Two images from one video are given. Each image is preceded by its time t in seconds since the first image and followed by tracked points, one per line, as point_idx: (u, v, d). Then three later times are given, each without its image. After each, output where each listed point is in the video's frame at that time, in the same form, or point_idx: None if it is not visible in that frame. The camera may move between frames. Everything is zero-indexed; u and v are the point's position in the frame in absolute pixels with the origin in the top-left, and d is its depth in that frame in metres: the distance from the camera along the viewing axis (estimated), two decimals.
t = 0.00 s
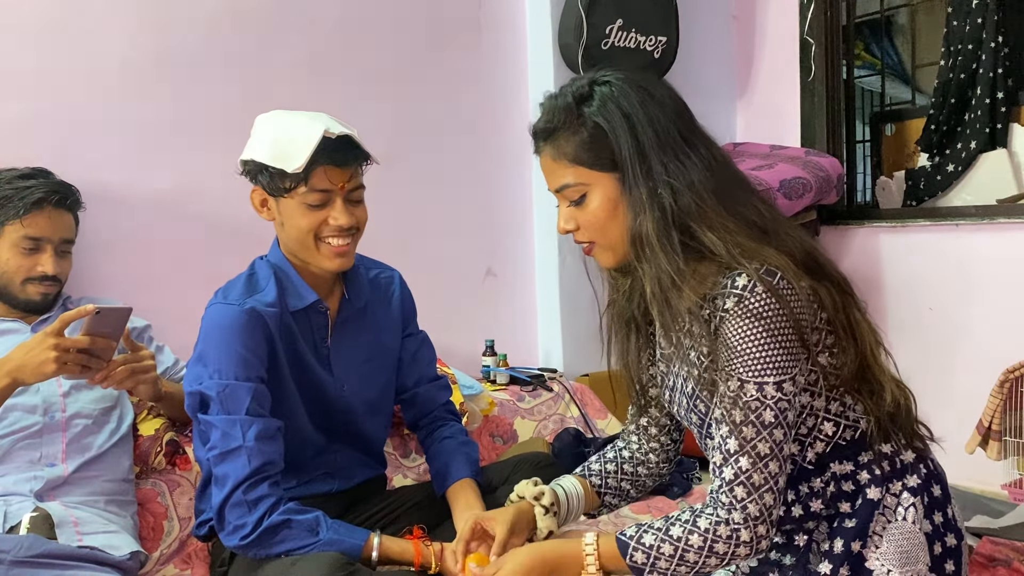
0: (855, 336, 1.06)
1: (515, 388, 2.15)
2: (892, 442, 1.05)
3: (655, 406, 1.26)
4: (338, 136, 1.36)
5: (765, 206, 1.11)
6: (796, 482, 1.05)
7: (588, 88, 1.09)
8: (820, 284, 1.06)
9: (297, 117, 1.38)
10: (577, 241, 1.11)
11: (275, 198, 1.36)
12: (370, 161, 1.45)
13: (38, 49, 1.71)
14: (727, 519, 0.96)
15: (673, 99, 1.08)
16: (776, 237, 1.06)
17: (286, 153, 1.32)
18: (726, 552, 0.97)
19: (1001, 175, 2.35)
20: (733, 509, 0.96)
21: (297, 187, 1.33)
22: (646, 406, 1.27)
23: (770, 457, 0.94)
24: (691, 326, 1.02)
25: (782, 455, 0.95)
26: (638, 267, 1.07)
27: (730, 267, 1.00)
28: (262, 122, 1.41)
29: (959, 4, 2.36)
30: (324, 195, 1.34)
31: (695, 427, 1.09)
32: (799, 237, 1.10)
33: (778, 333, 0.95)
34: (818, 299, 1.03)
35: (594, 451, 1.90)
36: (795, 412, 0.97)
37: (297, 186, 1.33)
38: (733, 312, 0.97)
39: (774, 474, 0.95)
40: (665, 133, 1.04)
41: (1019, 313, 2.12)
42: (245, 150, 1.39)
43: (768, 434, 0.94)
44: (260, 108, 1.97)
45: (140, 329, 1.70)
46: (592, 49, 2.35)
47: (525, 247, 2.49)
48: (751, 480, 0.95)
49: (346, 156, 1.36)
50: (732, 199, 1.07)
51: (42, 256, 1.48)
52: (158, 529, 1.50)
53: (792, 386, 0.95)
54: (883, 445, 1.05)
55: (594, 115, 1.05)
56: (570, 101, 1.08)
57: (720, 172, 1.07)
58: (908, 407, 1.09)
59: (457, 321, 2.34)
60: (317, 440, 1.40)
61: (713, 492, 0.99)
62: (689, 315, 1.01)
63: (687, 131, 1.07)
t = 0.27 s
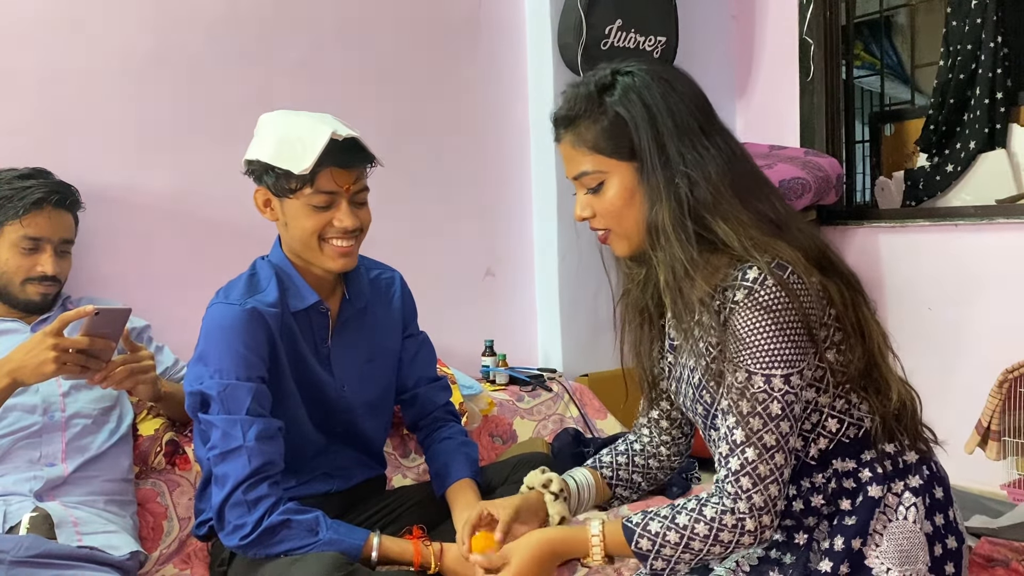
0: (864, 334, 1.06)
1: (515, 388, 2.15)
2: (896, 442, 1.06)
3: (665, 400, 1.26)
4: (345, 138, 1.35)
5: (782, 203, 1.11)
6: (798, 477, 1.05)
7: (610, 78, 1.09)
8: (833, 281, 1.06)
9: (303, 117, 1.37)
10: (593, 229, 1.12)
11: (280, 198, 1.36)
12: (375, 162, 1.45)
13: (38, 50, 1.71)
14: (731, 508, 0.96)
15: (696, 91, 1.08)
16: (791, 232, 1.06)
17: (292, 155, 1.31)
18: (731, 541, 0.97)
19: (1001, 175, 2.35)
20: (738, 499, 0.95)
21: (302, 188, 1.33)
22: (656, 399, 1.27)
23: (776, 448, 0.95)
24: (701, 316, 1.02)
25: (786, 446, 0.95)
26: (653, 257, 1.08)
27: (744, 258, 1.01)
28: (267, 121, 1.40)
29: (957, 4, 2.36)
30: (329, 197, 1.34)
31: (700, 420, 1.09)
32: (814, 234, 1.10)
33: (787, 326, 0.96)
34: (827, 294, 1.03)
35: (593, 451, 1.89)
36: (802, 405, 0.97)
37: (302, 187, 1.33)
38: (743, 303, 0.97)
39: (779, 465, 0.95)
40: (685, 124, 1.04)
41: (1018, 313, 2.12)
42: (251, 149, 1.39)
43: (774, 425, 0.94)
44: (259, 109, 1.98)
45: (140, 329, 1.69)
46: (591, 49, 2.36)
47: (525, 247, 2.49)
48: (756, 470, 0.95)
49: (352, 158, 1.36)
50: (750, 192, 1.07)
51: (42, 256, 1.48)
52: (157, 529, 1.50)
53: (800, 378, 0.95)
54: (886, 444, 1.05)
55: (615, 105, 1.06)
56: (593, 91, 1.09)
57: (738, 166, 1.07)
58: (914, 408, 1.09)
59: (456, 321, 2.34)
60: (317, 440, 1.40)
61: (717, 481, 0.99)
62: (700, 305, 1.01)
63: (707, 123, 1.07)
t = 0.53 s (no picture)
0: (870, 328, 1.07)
1: (515, 388, 2.15)
2: (898, 441, 1.06)
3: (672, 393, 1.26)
4: (351, 139, 1.35)
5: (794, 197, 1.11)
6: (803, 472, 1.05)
7: (630, 66, 1.09)
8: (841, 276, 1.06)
9: (309, 117, 1.37)
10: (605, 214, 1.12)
11: (284, 198, 1.35)
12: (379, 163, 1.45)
13: (38, 49, 1.71)
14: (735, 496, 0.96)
15: (714, 82, 1.08)
16: (802, 225, 1.06)
17: (297, 156, 1.31)
18: (739, 532, 0.97)
19: (1001, 174, 2.34)
20: (745, 488, 0.96)
21: (307, 188, 1.32)
22: (666, 394, 1.27)
23: (782, 437, 0.95)
24: (709, 304, 1.02)
25: (794, 435, 0.96)
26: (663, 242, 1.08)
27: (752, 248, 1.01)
28: (272, 120, 1.40)
29: (957, 4, 2.36)
30: (334, 198, 1.34)
31: (704, 411, 1.09)
32: (824, 229, 1.10)
33: (794, 317, 0.96)
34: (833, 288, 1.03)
35: (594, 450, 1.89)
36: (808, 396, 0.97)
37: (307, 187, 1.33)
38: (750, 292, 0.98)
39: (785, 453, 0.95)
40: (701, 114, 1.04)
41: (1018, 313, 2.12)
42: (255, 147, 1.38)
43: (781, 413, 0.94)
44: (259, 109, 1.97)
45: (139, 329, 1.69)
46: (592, 49, 2.36)
47: (524, 247, 2.49)
48: (763, 459, 0.95)
49: (357, 159, 1.36)
50: (762, 185, 1.07)
51: (41, 256, 1.48)
52: (157, 529, 1.50)
53: (807, 367, 0.95)
54: (888, 443, 1.05)
55: (633, 92, 1.06)
56: (610, 78, 1.09)
57: (751, 158, 1.07)
58: (917, 407, 1.09)
59: (456, 321, 2.34)
60: (318, 441, 1.40)
61: (724, 467, 0.99)
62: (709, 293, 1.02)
63: (724, 114, 1.07)
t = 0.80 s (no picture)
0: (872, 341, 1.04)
1: (515, 387, 2.15)
2: (898, 443, 1.05)
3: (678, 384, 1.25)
4: (357, 140, 1.36)
5: (805, 202, 1.09)
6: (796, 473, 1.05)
7: (663, 51, 1.10)
8: (843, 285, 1.04)
9: (313, 117, 1.37)
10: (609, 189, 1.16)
11: (288, 199, 1.35)
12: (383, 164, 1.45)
13: (38, 49, 1.71)
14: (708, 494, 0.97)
15: (741, 76, 1.08)
16: (807, 232, 1.05)
17: (304, 157, 1.31)
18: (695, 536, 0.97)
19: (1001, 174, 2.35)
20: (703, 488, 0.97)
21: (312, 189, 1.32)
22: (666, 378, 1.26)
23: (749, 440, 0.96)
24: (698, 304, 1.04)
25: (762, 440, 0.97)
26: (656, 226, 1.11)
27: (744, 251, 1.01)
28: (276, 120, 1.40)
29: (957, 4, 2.36)
30: (338, 199, 1.34)
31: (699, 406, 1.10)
32: (833, 238, 1.08)
33: (775, 326, 0.96)
34: (826, 304, 1.00)
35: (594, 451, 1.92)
36: (783, 401, 0.97)
37: (312, 188, 1.33)
38: (736, 294, 0.98)
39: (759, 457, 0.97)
40: (717, 109, 1.05)
41: (1018, 312, 2.12)
42: (259, 148, 1.38)
43: (750, 416, 0.96)
44: (258, 108, 1.97)
45: (138, 328, 1.69)
46: (592, 48, 2.36)
47: (524, 247, 2.49)
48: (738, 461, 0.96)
49: (363, 160, 1.36)
50: (770, 186, 1.06)
51: (41, 256, 1.48)
52: (157, 528, 1.50)
53: (783, 374, 0.96)
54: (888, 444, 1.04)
55: (656, 77, 1.08)
56: (636, 61, 1.11)
57: (762, 157, 1.06)
58: (916, 409, 1.09)
59: (456, 321, 2.33)
60: (318, 440, 1.40)
61: (689, 470, 1.00)
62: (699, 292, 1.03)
63: (742, 111, 1.06)
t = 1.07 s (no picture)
0: (869, 347, 1.04)
1: (514, 388, 2.15)
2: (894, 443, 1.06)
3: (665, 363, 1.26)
4: (364, 143, 1.36)
5: (809, 206, 1.08)
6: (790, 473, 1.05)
7: (677, 45, 1.10)
8: (842, 289, 1.04)
9: (317, 118, 1.37)
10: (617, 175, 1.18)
11: (295, 201, 1.34)
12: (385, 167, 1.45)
13: (37, 49, 1.71)
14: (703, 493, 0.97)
15: (757, 76, 1.08)
16: (805, 237, 1.05)
17: (315, 159, 1.31)
18: (683, 535, 0.97)
19: (999, 175, 2.40)
20: (693, 486, 0.97)
21: (320, 192, 1.32)
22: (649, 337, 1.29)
23: (738, 439, 0.95)
24: (694, 303, 1.04)
25: (756, 442, 0.96)
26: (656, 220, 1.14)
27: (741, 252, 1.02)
28: (278, 120, 1.39)
29: (956, 5, 2.36)
30: (347, 202, 1.34)
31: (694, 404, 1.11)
32: (835, 243, 1.07)
33: (767, 329, 0.97)
34: (818, 311, 1.01)
35: (593, 451, 1.94)
36: (774, 402, 0.97)
37: (320, 191, 1.32)
38: (733, 295, 0.99)
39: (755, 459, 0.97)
40: (724, 108, 1.05)
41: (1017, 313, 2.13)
42: (263, 150, 1.36)
43: (739, 416, 0.95)
44: (258, 109, 1.97)
45: (138, 329, 1.68)
46: (591, 49, 2.36)
47: (523, 247, 2.50)
48: (735, 465, 0.96)
49: (369, 163, 1.37)
50: (772, 188, 1.06)
51: (40, 256, 1.48)
52: (156, 529, 1.50)
53: (773, 375, 0.96)
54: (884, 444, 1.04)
55: (667, 73, 1.08)
56: (649, 53, 1.11)
57: (766, 158, 1.06)
58: (914, 411, 1.09)
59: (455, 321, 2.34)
60: (317, 441, 1.41)
61: (678, 469, 1.00)
62: (694, 291, 1.04)
63: (749, 112, 1.06)
